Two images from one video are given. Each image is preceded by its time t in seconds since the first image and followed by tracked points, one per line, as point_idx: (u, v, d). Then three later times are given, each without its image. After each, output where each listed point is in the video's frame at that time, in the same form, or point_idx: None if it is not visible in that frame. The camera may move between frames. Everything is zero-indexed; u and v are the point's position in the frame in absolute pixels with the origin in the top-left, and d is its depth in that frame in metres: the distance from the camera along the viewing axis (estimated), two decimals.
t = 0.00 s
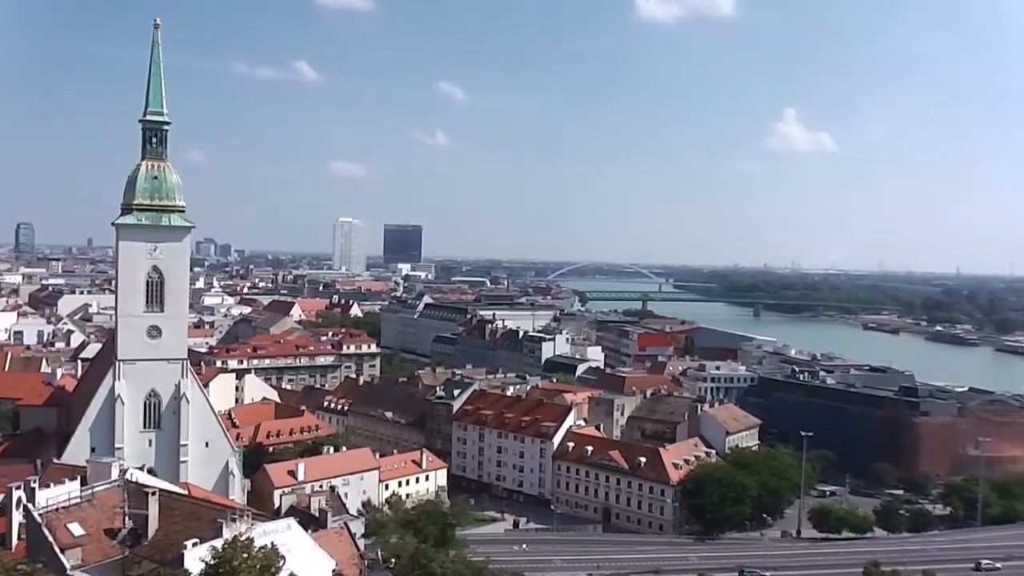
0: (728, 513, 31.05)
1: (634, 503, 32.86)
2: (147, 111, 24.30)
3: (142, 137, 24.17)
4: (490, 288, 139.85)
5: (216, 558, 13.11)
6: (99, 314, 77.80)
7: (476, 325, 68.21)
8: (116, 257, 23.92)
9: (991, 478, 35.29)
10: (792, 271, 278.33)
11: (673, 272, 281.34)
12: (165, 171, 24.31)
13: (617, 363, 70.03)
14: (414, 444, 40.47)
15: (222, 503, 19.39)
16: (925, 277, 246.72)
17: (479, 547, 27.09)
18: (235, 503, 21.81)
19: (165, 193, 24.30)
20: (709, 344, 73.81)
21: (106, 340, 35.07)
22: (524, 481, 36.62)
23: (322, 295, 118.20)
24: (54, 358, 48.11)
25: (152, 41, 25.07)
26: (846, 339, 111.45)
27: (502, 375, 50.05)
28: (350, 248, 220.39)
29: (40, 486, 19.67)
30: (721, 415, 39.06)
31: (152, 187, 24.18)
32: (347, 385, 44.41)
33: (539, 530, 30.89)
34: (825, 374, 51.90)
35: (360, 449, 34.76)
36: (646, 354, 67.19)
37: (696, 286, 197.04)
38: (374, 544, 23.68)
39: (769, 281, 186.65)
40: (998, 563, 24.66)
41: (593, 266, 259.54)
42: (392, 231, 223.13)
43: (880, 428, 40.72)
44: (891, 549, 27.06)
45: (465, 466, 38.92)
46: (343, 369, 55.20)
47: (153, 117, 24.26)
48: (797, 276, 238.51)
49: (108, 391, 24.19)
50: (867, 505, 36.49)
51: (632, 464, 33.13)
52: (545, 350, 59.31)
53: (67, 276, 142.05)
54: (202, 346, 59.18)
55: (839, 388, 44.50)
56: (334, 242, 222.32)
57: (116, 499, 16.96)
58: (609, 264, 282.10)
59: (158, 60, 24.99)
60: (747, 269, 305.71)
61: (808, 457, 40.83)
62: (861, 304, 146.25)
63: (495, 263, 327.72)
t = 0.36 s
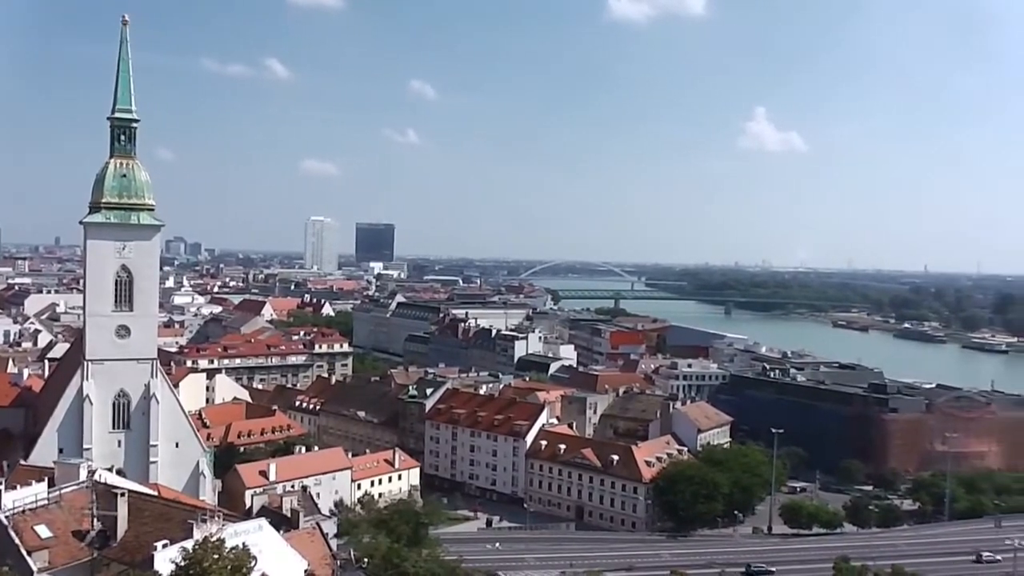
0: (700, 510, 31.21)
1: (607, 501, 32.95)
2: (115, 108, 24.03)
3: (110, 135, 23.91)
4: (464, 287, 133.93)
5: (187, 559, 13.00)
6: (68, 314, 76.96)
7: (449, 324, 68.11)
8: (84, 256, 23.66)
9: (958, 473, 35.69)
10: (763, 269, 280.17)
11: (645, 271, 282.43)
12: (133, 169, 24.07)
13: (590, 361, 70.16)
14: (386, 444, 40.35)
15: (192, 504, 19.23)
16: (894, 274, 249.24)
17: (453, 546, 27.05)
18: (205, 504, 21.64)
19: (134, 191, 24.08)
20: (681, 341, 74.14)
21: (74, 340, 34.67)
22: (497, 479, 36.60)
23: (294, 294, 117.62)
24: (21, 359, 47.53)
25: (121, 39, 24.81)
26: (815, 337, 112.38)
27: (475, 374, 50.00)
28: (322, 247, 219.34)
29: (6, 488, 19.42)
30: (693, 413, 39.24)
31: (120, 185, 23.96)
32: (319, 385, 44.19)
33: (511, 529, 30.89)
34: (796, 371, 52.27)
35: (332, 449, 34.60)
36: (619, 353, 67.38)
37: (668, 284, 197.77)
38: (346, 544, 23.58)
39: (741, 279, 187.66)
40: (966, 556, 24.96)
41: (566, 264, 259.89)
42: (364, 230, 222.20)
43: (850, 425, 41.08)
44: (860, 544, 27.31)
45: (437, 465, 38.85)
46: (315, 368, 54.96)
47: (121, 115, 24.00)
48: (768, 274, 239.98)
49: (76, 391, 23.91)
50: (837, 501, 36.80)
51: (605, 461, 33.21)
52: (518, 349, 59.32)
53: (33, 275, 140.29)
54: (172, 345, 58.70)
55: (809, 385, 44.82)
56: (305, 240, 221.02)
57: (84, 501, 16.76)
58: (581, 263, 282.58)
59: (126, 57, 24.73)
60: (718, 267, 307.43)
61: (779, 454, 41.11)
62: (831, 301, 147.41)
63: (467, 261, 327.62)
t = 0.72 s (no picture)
0: (670, 509, 31.33)
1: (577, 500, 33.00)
2: (81, 104, 23.72)
3: (77, 131, 23.60)
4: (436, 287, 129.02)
5: (154, 560, 12.85)
6: (33, 312, 75.98)
7: (420, 322, 67.94)
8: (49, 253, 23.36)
9: (924, 471, 36.09)
10: (733, 269, 282.00)
11: (616, 270, 283.17)
12: (100, 166, 23.78)
13: (561, 360, 70.23)
14: (356, 443, 40.18)
15: (159, 504, 19.05)
16: (861, 275, 251.76)
17: (424, 545, 26.99)
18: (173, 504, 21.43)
19: (101, 188, 23.80)
20: (651, 341, 74.40)
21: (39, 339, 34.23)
22: (467, 478, 36.54)
23: (264, 292, 116.83)
24: None
25: (88, 33, 24.50)
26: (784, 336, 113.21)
27: (446, 373, 49.91)
28: (292, 245, 217.92)
29: None
30: (663, 412, 39.40)
31: (87, 182, 23.65)
32: (289, 384, 43.91)
33: (482, 528, 30.85)
34: (764, 371, 52.64)
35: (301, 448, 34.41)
36: (590, 352, 67.55)
37: (639, 283, 198.27)
38: (316, 544, 23.46)
39: (711, 279, 188.50)
40: (931, 553, 25.26)
41: (537, 263, 260.01)
42: (335, 228, 221.05)
43: (818, 424, 41.42)
44: (828, 541, 27.55)
45: (408, 465, 38.73)
46: (285, 367, 54.66)
47: (88, 110, 23.69)
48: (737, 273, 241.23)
49: (41, 391, 23.57)
50: (805, 499, 37.10)
51: (575, 460, 33.27)
52: (489, 348, 59.25)
53: None
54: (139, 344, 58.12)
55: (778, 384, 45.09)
56: (275, 238, 219.45)
57: (48, 502, 16.50)
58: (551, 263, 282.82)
59: (94, 52, 24.42)
60: (688, 267, 308.78)
61: (748, 452, 41.34)
62: (800, 301, 148.65)
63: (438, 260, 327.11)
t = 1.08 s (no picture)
0: (641, 507, 31.40)
1: (548, 498, 33.01)
2: (44, 102, 23.31)
3: (40, 130, 23.21)
4: (404, 288, 125.96)
5: (121, 565, 12.67)
6: None
7: (390, 322, 67.68)
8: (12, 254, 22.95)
9: (891, 466, 36.46)
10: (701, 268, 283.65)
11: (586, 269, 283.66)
12: (64, 165, 23.41)
13: (531, 359, 70.27)
14: (326, 444, 39.94)
15: (127, 507, 18.81)
16: (828, 273, 254.23)
17: (394, 546, 26.87)
18: (141, 507, 21.17)
19: (65, 188, 23.43)
20: (621, 340, 74.60)
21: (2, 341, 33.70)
22: (438, 478, 36.43)
23: (232, 293, 115.96)
24: None
25: (50, 30, 24.10)
26: (751, 334, 113.95)
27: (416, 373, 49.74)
28: (260, 245, 216.31)
29: None
30: (634, 410, 39.51)
31: (50, 181, 23.26)
32: (257, 385, 43.56)
33: (453, 528, 30.75)
34: (733, 368, 52.94)
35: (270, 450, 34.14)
36: (560, 351, 67.61)
37: (609, 282, 198.74)
38: (286, 546, 23.26)
39: (680, 278, 189.37)
40: (899, 547, 25.50)
41: (507, 263, 259.92)
42: (303, 228, 219.67)
43: (786, 420, 41.73)
44: (797, 537, 27.76)
45: (379, 465, 38.55)
46: (253, 368, 54.24)
47: (51, 108, 23.29)
48: (707, 272, 242.48)
49: (4, 394, 23.14)
50: (774, 496, 37.35)
51: (546, 459, 33.26)
52: (459, 348, 59.12)
53: None
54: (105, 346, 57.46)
55: (747, 381, 45.27)
56: (243, 238, 217.58)
57: (12, 507, 16.20)
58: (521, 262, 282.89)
59: (56, 50, 24.04)
60: (658, 265, 310.10)
61: (718, 450, 41.54)
62: (768, 300, 149.80)
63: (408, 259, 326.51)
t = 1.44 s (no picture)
0: (613, 505, 31.47)
1: (520, 497, 32.99)
2: (8, 98, 22.79)
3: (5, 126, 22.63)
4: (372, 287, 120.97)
5: (88, 568, 12.51)
6: None
7: (361, 321, 67.40)
8: None
9: (859, 463, 36.80)
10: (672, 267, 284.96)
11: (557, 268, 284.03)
12: (28, 162, 22.78)
13: (502, 358, 70.24)
14: (296, 444, 39.70)
15: (93, 509, 18.53)
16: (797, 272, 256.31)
17: (366, 546, 26.75)
18: (107, 509, 20.88)
19: (29, 185, 22.79)
20: (593, 338, 74.73)
21: None
22: (409, 478, 36.30)
23: (202, 292, 115.11)
24: None
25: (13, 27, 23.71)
26: (721, 333, 114.58)
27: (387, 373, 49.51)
28: (229, 244, 214.66)
29: None
30: (605, 409, 39.59)
31: (15, 178, 22.62)
32: (227, 385, 43.21)
33: (424, 527, 30.65)
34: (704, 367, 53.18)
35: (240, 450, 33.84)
36: (531, 350, 67.66)
37: (581, 281, 199.17)
38: (255, 547, 23.07)
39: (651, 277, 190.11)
40: (866, 543, 25.72)
41: (479, 261, 259.77)
42: (274, 226, 218.27)
43: (756, 418, 42.01)
44: (768, 534, 27.93)
45: (349, 466, 38.36)
46: (223, 368, 53.83)
47: (17, 104, 22.75)
48: (677, 271, 243.51)
49: None
50: (744, 493, 37.58)
51: (518, 458, 33.25)
52: (431, 347, 58.95)
53: None
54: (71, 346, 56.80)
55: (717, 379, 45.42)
56: (212, 237, 215.81)
57: None
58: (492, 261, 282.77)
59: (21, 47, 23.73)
60: (629, 264, 311.16)
61: (688, 448, 41.71)
62: (738, 299, 150.79)
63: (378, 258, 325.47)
